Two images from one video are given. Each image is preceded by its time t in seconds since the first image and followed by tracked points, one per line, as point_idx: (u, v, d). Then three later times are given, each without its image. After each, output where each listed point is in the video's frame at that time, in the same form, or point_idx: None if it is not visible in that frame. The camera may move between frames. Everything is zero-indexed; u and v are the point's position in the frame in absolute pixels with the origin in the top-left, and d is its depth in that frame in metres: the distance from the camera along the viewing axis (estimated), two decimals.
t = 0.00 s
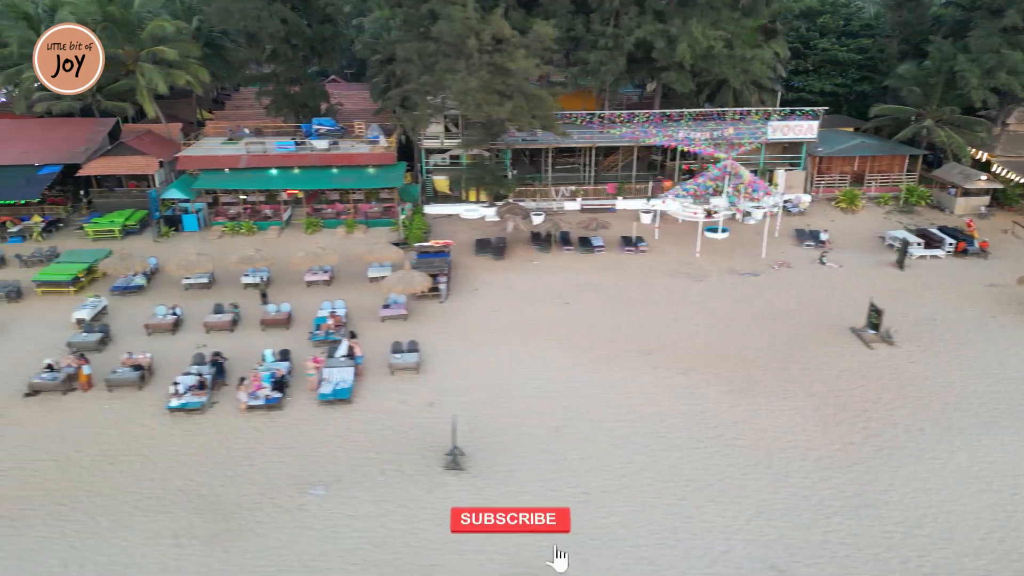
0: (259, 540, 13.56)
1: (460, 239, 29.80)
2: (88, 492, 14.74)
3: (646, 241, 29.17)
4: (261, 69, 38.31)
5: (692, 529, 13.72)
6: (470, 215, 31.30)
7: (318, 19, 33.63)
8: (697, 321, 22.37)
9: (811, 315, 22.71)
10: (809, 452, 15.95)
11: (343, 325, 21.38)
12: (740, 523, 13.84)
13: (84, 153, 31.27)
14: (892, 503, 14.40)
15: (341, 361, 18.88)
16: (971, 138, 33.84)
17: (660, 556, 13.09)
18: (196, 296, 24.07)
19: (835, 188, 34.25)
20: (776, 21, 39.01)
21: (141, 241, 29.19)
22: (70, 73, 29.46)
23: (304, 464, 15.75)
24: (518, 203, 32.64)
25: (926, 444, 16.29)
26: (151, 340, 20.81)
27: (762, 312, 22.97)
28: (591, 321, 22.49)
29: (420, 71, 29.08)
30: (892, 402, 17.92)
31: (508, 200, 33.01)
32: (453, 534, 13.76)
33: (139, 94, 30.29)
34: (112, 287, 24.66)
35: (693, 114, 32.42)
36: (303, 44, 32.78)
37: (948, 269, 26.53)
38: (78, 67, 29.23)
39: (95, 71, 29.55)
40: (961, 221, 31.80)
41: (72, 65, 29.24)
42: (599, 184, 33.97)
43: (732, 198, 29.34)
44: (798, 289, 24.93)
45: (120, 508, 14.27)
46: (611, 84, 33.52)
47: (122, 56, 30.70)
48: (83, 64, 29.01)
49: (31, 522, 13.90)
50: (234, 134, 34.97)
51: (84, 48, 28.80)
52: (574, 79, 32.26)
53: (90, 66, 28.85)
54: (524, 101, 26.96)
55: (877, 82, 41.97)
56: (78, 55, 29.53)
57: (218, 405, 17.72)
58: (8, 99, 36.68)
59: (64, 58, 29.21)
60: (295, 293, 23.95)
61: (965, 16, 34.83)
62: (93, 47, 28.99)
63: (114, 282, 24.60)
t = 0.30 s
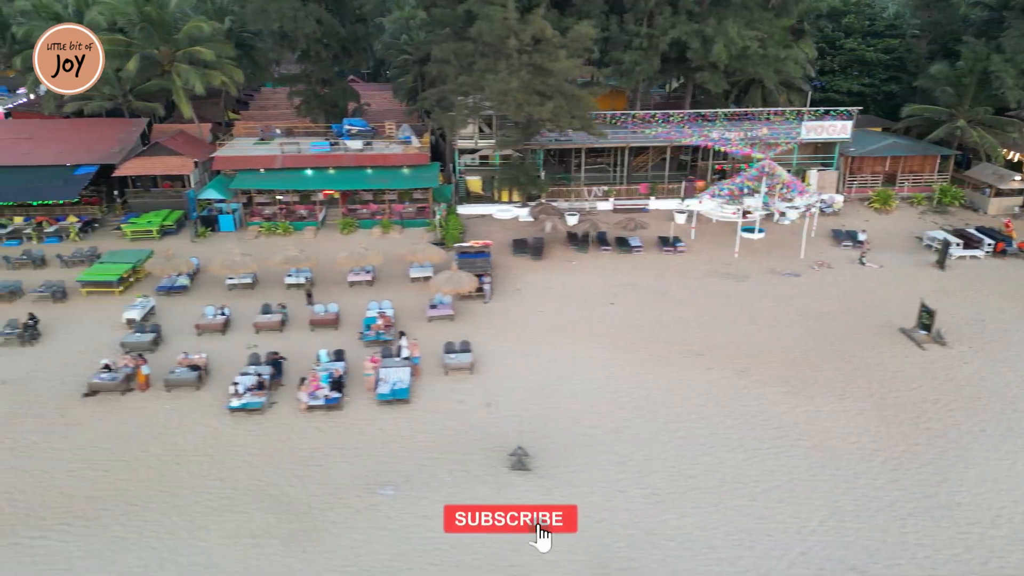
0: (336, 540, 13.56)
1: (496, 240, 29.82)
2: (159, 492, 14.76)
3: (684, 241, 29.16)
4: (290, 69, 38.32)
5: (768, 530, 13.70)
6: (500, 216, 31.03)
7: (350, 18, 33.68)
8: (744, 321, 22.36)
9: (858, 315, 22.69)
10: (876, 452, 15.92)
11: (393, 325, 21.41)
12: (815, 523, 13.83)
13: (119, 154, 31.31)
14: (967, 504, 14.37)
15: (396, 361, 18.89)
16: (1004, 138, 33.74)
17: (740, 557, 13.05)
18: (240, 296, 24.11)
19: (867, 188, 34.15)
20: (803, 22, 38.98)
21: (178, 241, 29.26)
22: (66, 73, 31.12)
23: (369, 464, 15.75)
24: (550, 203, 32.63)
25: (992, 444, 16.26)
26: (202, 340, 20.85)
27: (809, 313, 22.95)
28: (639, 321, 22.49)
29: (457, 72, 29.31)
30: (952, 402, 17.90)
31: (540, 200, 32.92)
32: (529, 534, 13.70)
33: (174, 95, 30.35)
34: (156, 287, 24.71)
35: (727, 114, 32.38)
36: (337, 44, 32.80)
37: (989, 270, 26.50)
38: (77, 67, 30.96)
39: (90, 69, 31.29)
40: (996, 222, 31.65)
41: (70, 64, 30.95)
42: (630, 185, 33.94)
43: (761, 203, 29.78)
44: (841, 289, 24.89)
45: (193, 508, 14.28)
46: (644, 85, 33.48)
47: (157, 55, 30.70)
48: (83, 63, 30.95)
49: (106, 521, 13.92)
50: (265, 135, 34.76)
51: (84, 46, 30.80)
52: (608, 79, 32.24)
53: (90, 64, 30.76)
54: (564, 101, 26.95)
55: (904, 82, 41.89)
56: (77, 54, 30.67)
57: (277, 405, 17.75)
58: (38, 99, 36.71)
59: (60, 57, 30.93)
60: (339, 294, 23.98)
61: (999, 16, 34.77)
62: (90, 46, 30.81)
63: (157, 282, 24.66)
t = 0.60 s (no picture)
0: (416, 541, 13.56)
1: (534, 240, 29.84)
2: (234, 493, 14.79)
3: (723, 241, 29.16)
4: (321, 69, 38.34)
5: (848, 532, 13.71)
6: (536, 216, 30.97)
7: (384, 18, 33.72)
8: (794, 322, 22.35)
9: (908, 316, 22.67)
10: (946, 453, 15.90)
11: (445, 325, 21.44)
12: (894, 526, 13.83)
13: (157, 154, 31.38)
14: None
15: (456, 361, 18.93)
16: None
17: (825, 559, 13.04)
18: (287, 297, 24.17)
19: (902, 188, 34.13)
20: (834, 22, 38.93)
21: (218, 241, 29.33)
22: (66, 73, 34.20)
23: (439, 465, 15.76)
24: (585, 203, 32.57)
25: None
26: (256, 341, 20.90)
27: (858, 313, 22.94)
28: (689, 321, 22.49)
29: (497, 72, 29.30)
30: (1015, 403, 17.86)
31: (575, 200, 32.83)
32: (609, 534, 13.70)
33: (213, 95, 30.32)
34: (202, 287, 24.76)
35: (763, 114, 32.34)
36: (373, 44, 32.79)
37: None
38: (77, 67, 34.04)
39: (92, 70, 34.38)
40: None
41: (72, 65, 34.00)
42: (664, 185, 33.92)
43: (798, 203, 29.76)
44: (887, 290, 24.88)
45: (270, 509, 14.31)
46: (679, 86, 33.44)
47: (196, 56, 30.71)
48: (83, 64, 34.12)
49: (185, 521, 13.93)
50: (299, 135, 34.71)
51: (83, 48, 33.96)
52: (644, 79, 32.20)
53: (90, 65, 33.95)
54: (607, 102, 26.90)
55: (933, 82, 41.80)
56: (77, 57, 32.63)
57: (340, 405, 17.81)
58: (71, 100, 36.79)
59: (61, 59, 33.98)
60: (387, 295, 24.03)
61: None
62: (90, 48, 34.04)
63: (204, 282, 24.73)
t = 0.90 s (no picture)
0: (489, 542, 13.55)
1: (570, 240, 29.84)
2: (301, 492, 14.81)
3: (759, 242, 29.14)
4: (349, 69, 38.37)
5: (921, 534, 13.72)
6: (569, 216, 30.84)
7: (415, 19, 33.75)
8: (840, 322, 22.34)
9: (954, 316, 22.65)
10: (1010, 454, 15.88)
11: (492, 326, 21.43)
12: (967, 527, 13.84)
13: (191, 155, 31.40)
14: None
15: (509, 362, 18.93)
16: None
17: (901, 560, 13.05)
18: (329, 297, 24.21)
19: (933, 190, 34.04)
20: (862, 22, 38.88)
21: (254, 241, 29.37)
22: (66, 73, 34.21)
23: (503, 466, 15.76)
24: (617, 203, 32.54)
25: None
26: (305, 342, 20.93)
27: (903, 313, 22.94)
28: (735, 321, 22.49)
29: (533, 73, 29.27)
30: None
31: (607, 200, 32.76)
32: (681, 534, 13.69)
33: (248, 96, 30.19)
34: (244, 288, 24.79)
35: (796, 114, 32.30)
36: (405, 45, 32.84)
37: None
38: (78, 67, 34.13)
39: (92, 69, 34.56)
40: None
41: (72, 66, 34.04)
42: (695, 185, 33.90)
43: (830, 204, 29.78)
44: (928, 290, 24.87)
45: (340, 510, 14.31)
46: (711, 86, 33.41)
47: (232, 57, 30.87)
48: (85, 64, 34.26)
49: (257, 521, 13.96)
50: (329, 136, 34.70)
51: (85, 47, 34.07)
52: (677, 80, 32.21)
53: (92, 65, 34.13)
54: (645, 102, 26.91)
55: (959, 82, 41.74)
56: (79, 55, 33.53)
57: (396, 406, 17.82)
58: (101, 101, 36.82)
59: (61, 59, 33.96)
60: (429, 296, 24.06)
61: None
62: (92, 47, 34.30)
63: (245, 283, 24.76)
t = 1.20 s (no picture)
0: (566, 542, 13.57)
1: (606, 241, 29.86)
2: (373, 493, 14.84)
3: (797, 242, 29.13)
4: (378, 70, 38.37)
5: (999, 535, 13.71)
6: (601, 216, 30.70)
7: (448, 19, 33.84)
8: (889, 323, 22.33)
9: (1004, 317, 22.63)
10: None
11: (542, 326, 21.42)
12: None
13: (227, 155, 31.47)
14: None
15: (567, 362, 18.89)
16: None
17: (983, 562, 13.05)
18: (374, 297, 24.25)
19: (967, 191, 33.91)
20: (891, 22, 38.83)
21: (292, 242, 29.45)
22: (66, 73, 35.56)
23: (571, 466, 15.76)
24: (651, 203, 32.47)
25: None
26: (357, 343, 20.98)
27: (952, 314, 22.91)
28: (783, 321, 22.48)
29: (571, 73, 29.44)
30: None
31: (641, 201, 32.73)
32: (758, 535, 13.69)
33: (285, 97, 30.35)
34: (288, 289, 24.82)
35: (830, 115, 32.30)
36: (439, 45, 32.89)
37: None
38: (79, 67, 35.55)
39: (92, 70, 35.98)
40: None
41: (72, 65, 35.44)
42: (728, 185, 33.89)
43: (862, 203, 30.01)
44: (973, 290, 24.86)
45: (415, 511, 14.34)
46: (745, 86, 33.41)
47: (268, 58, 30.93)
48: (84, 64, 35.69)
49: (333, 522, 13.99)
50: (361, 137, 34.69)
51: (85, 48, 35.66)
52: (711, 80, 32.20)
53: (92, 65, 35.67)
54: (686, 102, 26.93)
55: (987, 82, 41.71)
56: (78, 54, 35.35)
57: (456, 406, 17.85)
58: (132, 101, 36.78)
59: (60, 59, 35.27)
60: (474, 296, 24.10)
61: None
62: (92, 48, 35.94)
63: (289, 283, 24.83)
